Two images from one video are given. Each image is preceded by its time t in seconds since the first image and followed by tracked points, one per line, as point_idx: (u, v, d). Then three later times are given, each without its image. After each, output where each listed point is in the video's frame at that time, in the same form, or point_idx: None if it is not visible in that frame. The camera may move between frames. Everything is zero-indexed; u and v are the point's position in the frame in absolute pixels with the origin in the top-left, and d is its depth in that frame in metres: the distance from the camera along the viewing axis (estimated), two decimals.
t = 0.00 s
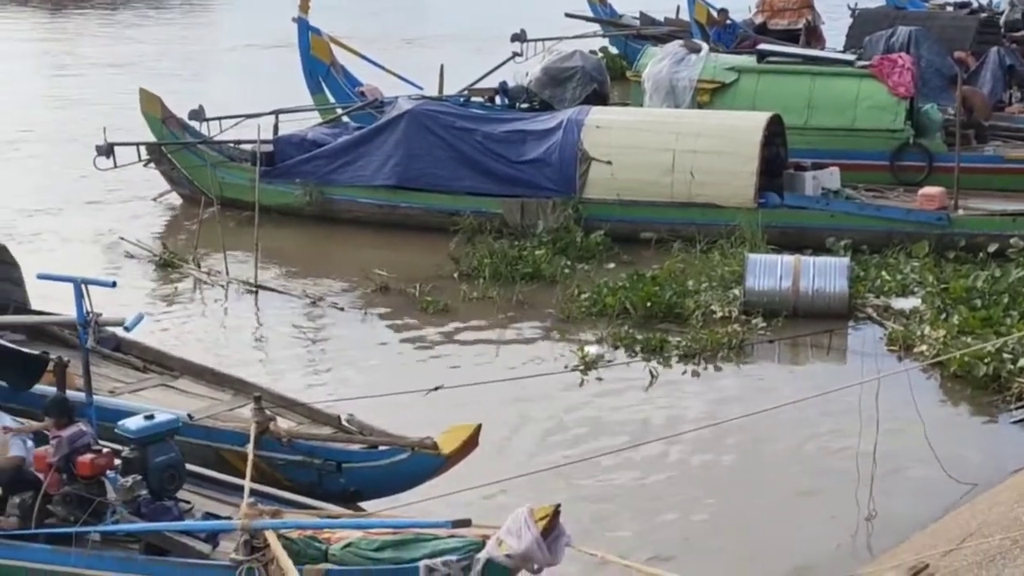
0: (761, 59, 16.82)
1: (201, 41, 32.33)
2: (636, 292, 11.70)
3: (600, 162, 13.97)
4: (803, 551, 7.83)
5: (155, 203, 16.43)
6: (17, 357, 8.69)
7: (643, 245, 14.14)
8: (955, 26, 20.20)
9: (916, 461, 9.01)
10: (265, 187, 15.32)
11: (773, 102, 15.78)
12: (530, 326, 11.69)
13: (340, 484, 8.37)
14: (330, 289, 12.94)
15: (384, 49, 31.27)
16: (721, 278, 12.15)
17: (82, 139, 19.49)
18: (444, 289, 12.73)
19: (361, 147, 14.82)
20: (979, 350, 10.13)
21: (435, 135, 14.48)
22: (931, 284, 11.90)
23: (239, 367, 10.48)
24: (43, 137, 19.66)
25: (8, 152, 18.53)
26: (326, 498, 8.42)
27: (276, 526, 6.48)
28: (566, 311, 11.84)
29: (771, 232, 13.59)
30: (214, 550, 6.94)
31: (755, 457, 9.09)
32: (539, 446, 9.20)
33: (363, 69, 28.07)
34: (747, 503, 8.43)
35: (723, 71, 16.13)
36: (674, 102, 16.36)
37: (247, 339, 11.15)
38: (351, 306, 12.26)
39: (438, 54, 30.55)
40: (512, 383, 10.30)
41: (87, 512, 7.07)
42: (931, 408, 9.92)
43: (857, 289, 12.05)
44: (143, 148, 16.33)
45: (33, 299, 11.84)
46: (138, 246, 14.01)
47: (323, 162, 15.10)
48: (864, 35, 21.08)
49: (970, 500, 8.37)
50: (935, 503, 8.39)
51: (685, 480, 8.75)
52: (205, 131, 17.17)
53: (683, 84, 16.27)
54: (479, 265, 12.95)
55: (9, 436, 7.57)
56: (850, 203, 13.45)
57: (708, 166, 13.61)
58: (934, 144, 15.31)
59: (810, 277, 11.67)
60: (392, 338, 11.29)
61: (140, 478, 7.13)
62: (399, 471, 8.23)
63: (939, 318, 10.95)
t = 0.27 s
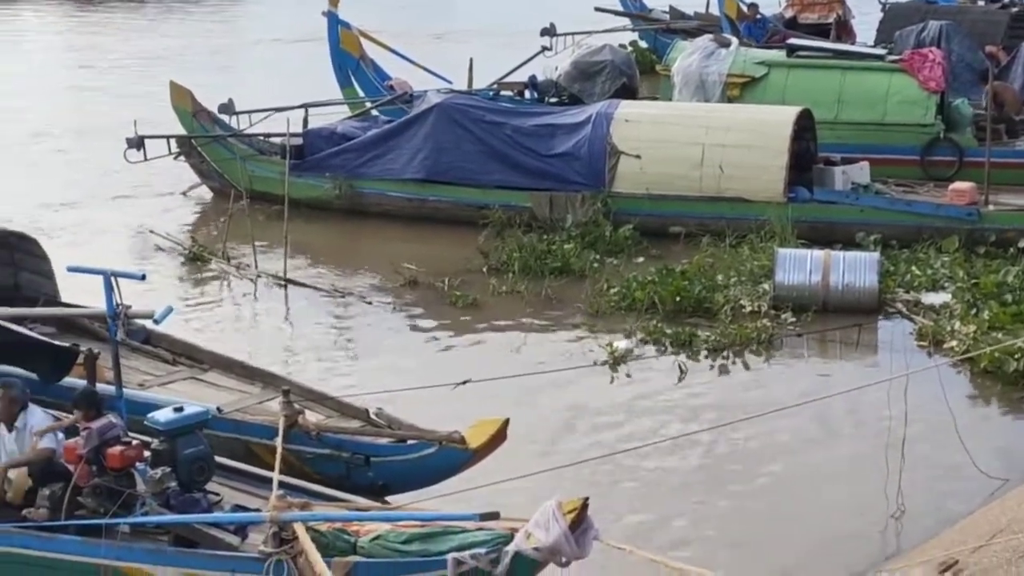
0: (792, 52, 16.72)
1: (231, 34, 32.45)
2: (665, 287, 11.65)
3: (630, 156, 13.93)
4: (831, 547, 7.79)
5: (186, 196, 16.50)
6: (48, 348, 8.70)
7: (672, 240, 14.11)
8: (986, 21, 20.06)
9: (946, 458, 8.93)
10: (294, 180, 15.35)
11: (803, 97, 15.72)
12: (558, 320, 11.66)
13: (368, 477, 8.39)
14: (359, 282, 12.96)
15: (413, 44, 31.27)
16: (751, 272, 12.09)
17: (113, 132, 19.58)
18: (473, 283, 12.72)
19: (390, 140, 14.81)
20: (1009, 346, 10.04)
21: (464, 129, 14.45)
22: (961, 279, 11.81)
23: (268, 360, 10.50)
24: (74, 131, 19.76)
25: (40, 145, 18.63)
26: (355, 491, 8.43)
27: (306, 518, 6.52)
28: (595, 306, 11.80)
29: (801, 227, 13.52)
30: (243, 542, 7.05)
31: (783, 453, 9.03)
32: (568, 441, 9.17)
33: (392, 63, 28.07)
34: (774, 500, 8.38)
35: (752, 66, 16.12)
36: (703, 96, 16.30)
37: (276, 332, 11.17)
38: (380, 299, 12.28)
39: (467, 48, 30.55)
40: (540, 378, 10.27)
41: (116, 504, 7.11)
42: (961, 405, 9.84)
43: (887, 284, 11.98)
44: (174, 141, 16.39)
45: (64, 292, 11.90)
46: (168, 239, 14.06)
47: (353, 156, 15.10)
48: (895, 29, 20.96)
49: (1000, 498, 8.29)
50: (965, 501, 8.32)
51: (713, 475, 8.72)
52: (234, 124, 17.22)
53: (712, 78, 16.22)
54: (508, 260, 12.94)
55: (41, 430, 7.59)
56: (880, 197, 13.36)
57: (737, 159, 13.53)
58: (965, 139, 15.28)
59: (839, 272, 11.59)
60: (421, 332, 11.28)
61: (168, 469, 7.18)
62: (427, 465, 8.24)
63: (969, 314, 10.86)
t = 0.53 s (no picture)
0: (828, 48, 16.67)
1: (267, 29, 32.58)
2: (701, 283, 11.59)
3: (666, 151, 13.89)
4: (867, 544, 7.74)
5: (222, 190, 16.57)
6: (87, 342, 8.78)
7: (708, 235, 14.06)
8: None
9: (984, 458, 8.83)
10: (330, 175, 15.36)
11: (839, 93, 15.68)
12: (593, 316, 11.63)
13: (403, 472, 8.39)
14: (394, 278, 12.97)
15: (446, 40, 31.28)
16: (787, 269, 12.02)
17: (150, 127, 19.68)
18: (508, 279, 12.70)
19: (426, 135, 14.79)
20: None
21: (501, 124, 14.45)
22: (999, 277, 11.71)
23: (302, 354, 10.54)
24: (111, 126, 19.87)
25: (78, 140, 18.75)
26: (391, 486, 8.45)
27: (338, 510, 6.67)
28: (630, 302, 11.76)
29: (837, 224, 13.43)
30: (278, 535, 7.15)
31: (819, 451, 8.97)
32: (602, 438, 9.14)
33: (427, 58, 28.08)
34: (808, 497, 8.33)
35: (789, 62, 16.05)
36: (740, 92, 16.31)
37: (311, 327, 11.20)
38: (415, 295, 12.29)
39: (502, 44, 30.53)
40: (575, 374, 10.25)
41: (152, 498, 7.40)
42: (998, 404, 9.74)
43: (923, 280, 11.88)
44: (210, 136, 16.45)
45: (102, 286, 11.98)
46: (204, 234, 14.12)
47: (388, 151, 15.09)
48: (933, 26, 20.81)
49: None
50: (1002, 500, 8.23)
51: (748, 472, 8.68)
52: (270, 119, 17.27)
53: (749, 73, 16.20)
54: (543, 255, 12.92)
55: (78, 423, 7.80)
56: (917, 194, 13.27)
57: (773, 155, 13.53)
58: (1003, 136, 15.13)
59: (876, 268, 11.53)
60: (455, 328, 11.29)
61: (204, 463, 7.39)
62: (462, 460, 8.21)
63: (1007, 311, 10.77)
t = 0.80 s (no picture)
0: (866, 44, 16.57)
1: (303, 25, 32.68)
2: (738, 280, 11.54)
3: (703, 147, 13.85)
4: (903, 543, 7.68)
5: (259, 185, 16.63)
6: (125, 336, 8.73)
7: (746, 232, 14.04)
8: None
9: None
10: (367, 169, 15.36)
11: (877, 89, 15.55)
12: (630, 313, 11.59)
13: (438, 468, 8.38)
14: (431, 273, 12.99)
15: (483, 36, 31.28)
16: (824, 267, 11.95)
17: (188, 122, 19.80)
18: (545, 276, 12.68)
19: (464, 131, 14.78)
20: None
21: (538, 120, 14.45)
22: None
23: (339, 349, 10.56)
24: (149, 120, 19.99)
25: (116, 135, 18.88)
26: (426, 482, 8.44)
27: (375, 506, 6.65)
28: (667, 299, 11.71)
29: (875, 221, 13.39)
30: (315, 530, 7.24)
31: (856, 450, 8.90)
32: (638, 435, 9.11)
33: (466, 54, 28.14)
34: (844, 495, 8.27)
35: (827, 58, 15.91)
36: (777, 88, 16.17)
37: (347, 322, 11.22)
38: (451, 291, 12.29)
39: (537, 40, 30.49)
40: (610, 371, 10.22)
41: (189, 491, 7.43)
42: None
43: (962, 279, 11.77)
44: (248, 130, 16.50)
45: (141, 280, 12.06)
46: (242, 229, 14.19)
47: (425, 146, 15.08)
48: (973, 22, 20.62)
49: None
50: None
51: (783, 470, 8.63)
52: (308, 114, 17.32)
53: (787, 70, 16.08)
54: (580, 251, 12.89)
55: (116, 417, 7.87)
56: (955, 191, 13.18)
57: (810, 152, 13.44)
58: None
59: (914, 266, 11.46)
60: (491, 324, 11.28)
61: (242, 458, 7.44)
62: (498, 457, 8.21)
63: None
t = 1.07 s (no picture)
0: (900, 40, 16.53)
1: (334, 20, 32.77)
2: (770, 277, 11.52)
3: (735, 144, 13.85)
4: (936, 540, 7.65)
5: (291, 180, 16.69)
6: (154, 330, 8.79)
7: (778, 228, 13.96)
8: None
9: None
10: (399, 164, 15.38)
11: (911, 86, 15.49)
12: (661, 309, 11.57)
13: (469, 463, 8.43)
14: (462, 268, 13.00)
15: (514, 31, 31.29)
16: (857, 264, 11.89)
17: (221, 117, 19.88)
18: (576, 271, 12.67)
19: (496, 126, 14.79)
20: None
21: (570, 116, 14.42)
22: None
23: (370, 344, 10.59)
24: (182, 115, 20.09)
25: (149, 130, 18.98)
26: (455, 476, 8.50)
27: (407, 501, 6.64)
28: (699, 296, 11.68)
29: (908, 218, 13.32)
30: (346, 525, 7.23)
31: (888, 447, 8.87)
32: (669, 431, 9.10)
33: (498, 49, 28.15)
34: (876, 492, 8.25)
35: (860, 54, 15.90)
36: (810, 84, 16.09)
37: (379, 316, 11.25)
38: (482, 285, 12.31)
39: (568, 35, 30.46)
40: (641, 366, 10.21)
41: (221, 485, 7.51)
42: None
43: (996, 277, 11.70)
44: (280, 125, 16.57)
45: (174, 274, 12.13)
46: (274, 223, 14.25)
47: (458, 142, 15.10)
48: (1008, 18, 20.47)
49: None
50: None
51: (815, 466, 8.60)
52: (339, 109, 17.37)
53: (820, 66, 16.00)
54: (611, 247, 12.88)
55: (149, 412, 7.90)
56: (989, 188, 13.12)
57: (843, 147, 13.44)
58: None
59: (947, 264, 11.38)
60: (523, 319, 11.29)
61: (273, 452, 7.47)
62: (528, 453, 8.26)
63: None
